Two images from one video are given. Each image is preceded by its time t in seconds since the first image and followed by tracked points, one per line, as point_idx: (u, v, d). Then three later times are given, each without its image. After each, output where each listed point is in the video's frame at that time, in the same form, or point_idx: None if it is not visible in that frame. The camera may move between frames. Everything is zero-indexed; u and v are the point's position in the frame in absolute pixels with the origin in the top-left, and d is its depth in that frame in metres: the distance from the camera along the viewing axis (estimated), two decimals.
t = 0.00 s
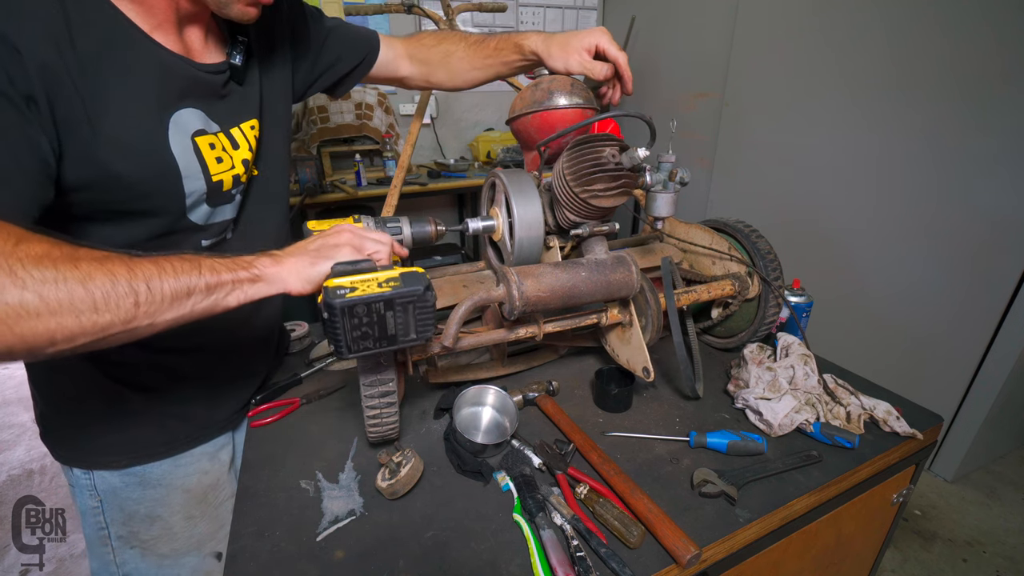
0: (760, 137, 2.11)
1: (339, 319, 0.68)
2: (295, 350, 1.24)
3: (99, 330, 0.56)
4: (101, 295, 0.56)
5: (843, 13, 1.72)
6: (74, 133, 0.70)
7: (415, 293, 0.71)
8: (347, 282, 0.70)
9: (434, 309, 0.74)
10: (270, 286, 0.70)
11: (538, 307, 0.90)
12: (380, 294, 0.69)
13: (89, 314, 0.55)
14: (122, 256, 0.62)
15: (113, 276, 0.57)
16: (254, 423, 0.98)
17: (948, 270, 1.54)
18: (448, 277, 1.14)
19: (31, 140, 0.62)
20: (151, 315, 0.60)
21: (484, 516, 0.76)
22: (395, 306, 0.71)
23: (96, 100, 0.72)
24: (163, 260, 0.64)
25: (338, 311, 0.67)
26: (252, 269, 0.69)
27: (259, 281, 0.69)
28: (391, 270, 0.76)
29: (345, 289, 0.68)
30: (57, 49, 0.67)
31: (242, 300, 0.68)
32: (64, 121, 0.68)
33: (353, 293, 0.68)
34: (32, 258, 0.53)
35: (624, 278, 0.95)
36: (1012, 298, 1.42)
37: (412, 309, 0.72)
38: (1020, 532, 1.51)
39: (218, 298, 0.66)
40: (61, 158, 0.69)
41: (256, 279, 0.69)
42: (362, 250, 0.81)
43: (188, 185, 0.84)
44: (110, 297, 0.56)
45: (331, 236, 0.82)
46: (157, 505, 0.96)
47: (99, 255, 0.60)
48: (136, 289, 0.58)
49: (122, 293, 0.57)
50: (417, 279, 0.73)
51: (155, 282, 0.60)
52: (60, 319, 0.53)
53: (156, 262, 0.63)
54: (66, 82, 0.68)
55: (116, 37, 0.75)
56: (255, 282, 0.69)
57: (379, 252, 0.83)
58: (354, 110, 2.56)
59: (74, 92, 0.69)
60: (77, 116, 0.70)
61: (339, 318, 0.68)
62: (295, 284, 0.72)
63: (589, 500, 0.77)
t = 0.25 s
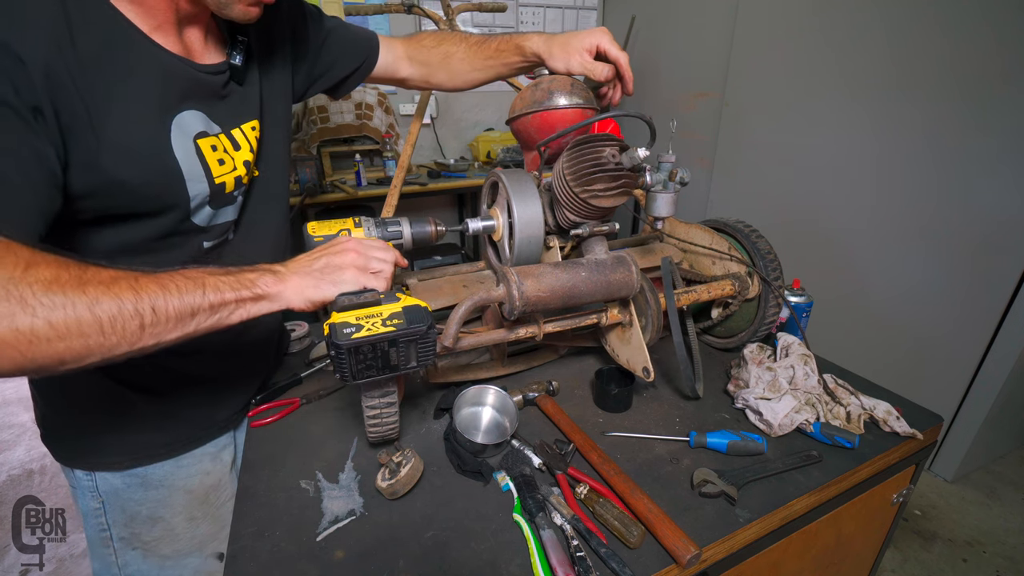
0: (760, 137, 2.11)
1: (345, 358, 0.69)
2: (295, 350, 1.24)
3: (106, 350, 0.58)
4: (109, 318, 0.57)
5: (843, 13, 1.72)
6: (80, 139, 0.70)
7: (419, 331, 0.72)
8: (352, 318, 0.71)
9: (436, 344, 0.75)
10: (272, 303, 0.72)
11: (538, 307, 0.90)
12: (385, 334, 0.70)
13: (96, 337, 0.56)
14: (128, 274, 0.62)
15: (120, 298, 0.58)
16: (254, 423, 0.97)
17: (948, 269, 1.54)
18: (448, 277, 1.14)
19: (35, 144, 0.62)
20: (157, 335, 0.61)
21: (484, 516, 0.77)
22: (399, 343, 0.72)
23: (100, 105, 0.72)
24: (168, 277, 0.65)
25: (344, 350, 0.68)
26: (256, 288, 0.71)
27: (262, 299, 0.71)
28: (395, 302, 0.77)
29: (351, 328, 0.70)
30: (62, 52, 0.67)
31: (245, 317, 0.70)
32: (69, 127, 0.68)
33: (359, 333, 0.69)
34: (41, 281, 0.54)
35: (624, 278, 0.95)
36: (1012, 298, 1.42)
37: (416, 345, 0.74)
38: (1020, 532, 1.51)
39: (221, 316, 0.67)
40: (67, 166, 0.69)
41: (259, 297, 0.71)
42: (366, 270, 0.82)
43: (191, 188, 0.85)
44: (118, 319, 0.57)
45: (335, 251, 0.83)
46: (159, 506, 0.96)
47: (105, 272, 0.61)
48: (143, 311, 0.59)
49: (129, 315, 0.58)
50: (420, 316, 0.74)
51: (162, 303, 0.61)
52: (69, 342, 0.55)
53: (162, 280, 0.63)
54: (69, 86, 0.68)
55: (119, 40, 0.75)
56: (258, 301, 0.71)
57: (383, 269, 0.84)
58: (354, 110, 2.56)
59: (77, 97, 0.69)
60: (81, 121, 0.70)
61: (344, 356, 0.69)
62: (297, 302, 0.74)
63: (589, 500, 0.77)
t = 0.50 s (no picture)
0: (760, 137, 2.11)
1: (347, 359, 0.69)
2: (295, 350, 1.24)
3: (112, 359, 0.58)
4: (115, 327, 0.57)
5: (843, 13, 1.72)
6: (77, 142, 0.70)
7: (419, 332, 0.72)
8: (354, 319, 0.71)
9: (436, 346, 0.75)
10: (276, 310, 0.72)
11: (538, 307, 0.90)
12: (385, 335, 0.70)
13: (102, 346, 0.56)
14: (133, 283, 0.63)
15: (126, 307, 0.58)
16: (254, 423, 0.97)
17: (949, 269, 1.54)
18: (448, 277, 1.14)
19: (33, 147, 0.62)
20: (163, 343, 0.62)
21: (484, 516, 0.77)
22: (400, 345, 0.72)
23: (97, 108, 0.72)
24: (173, 286, 0.65)
25: (345, 352, 0.68)
26: (260, 295, 0.71)
27: (267, 305, 0.71)
28: (396, 303, 0.77)
29: (352, 329, 0.70)
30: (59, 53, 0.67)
31: (249, 324, 0.70)
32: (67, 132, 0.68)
33: (360, 334, 0.69)
34: (47, 291, 0.54)
35: (624, 278, 0.95)
36: (1012, 298, 1.42)
37: (416, 346, 0.73)
38: (1020, 532, 1.51)
39: (226, 324, 0.68)
40: (66, 169, 0.69)
41: (263, 304, 0.71)
42: (368, 274, 0.82)
43: (190, 192, 0.85)
44: (124, 328, 0.58)
45: (337, 255, 0.83)
46: (161, 506, 0.96)
47: (110, 281, 0.61)
48: (148, 319, 0.60)
49: (135, 324, 0.58)
50: (421, 317, 0.74)
51: (167, 311, 0.61)
52: (76, 351, 0.55)
53: (166, 288, 0.64)
54: (68, 94, 0.68)
55: (117, 42, 0.75)
56: (262, 307, 0.71)
57: (385, 272, 0.84)
58: (354, 110, 2.56)
59: (76, 103, 0.69)
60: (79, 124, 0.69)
61: (346, 357, 0.69)
62: (300, 307, 0.74)
63: (589, 500, 0.77)
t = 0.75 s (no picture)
0: (760, 137, 2.11)
1: (347, 359, 0.69)
2: (295, 350, 1.24)
3: (125, 364, 0.58)
4: (127, 331, 0.57)
5: (843, 14, 1.72)
6: (73, 147, 0.70)
7: (421, 332, 0.72)
8: (355, 319, 0.71)
9: (437, 346, 0.74)
10: (284, 312, 0.73)
11: (538, 307, 0.90)
12: (386, 335, 0.70)
13: (116, 351, 0.56)
14: (142, 288, 0.63)
15: (137, 311, 0.58)
16: (254, 423, 0.97)
17: (948, 270, 1.54)
18: (449, 277, 1.14)
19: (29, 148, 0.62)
20: (174, 347, 0.61)
21: (484, 515, 0.77)
22: (400, 344, 0.71)
23: (95, 110, 0.72)
24: (181, 291, 0.65)
25: (346, 352, 0.68)
26: (268, 297, 0.71)
27: (275, 307, 0.72)
28: (397, 304, 0.77)
29: (353, 329, 0.70)
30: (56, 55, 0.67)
31: (258, 326, 0.70)
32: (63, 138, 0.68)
33: (360, 334, 0.69)
34: (59, 297, 0.54)
35: (624, 278, 0.95)
36: (1012, 298, 1.42)
37: (417, 347, 0.73)
38: (1020, 532, 1.51)
39: (236, 327, 0.68)
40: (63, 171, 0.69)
41: (271, 306, 0.71)
42: (373, 273, 0.83)
43: (188, 199, 0.85)
44: (136, 332, 0.57)
45: (340, 256, 0.83)
46: (162, 505, 0.96)
47: (119, 287, 0.61)
48: (160, 323, 0.60)
49: (147, 328, 0.58)
50: (421, 316, 0.74)
51: (178, 314, 0.61)
52: (90, 357, 0.54)
53: (175, 293, 0.64)
54: (64, 102, 0.68)
55: (116, 43, 0.75)
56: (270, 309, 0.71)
57: (388, 271, 0.85)
58: (354, 110, 2.56)
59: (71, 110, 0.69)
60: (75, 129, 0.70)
61: (347, 357, 0.69)
62: (307, 308, 0.75)
63: (589, 500, 0.77)
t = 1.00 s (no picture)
0: (760, 138, 2.11)
1: (349, 360, 0.69)
2: (295, 350, 1.24)
3: (130, 372, 0.57)
4: (131, 339, 0.57)
5: (843, 14, 1.72)
6: (74, 151, 0.70)
7: (423, 333, 0.72)
8: (355, 322, 0.71)
9: (439, 347, 0.74)
10: (287, 315, 0.73)
11: (538, 307, 0.90)
12: (388, 336, 0.70)
13: (120, 359, 0.56)
14: (144, 296, 0.63)
15: (141, 319, 0.58)
16: (254, 423, 0.98)
17: (948, 270, 1.54)
18: (448, 277, 1.14)
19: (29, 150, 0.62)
20: (178, 354, 0.61)
21: (484, 515, 0.77)
22: (402, 346, 0.71)
23: (96, 112, 0.72)
24: (183, 298, 0.65)
25: (348, 353, 0.68)
26: (270, 301, 0.71)
27: (277, 311, 0.71)
28: (397, 305, 0.77)
29: (355, 330, 0.70)
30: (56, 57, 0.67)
31: (261, 331, 0.70)
32: (63, 145, 0.68)
33: (363, 335, 0.69)
34: (62, 306, 0.54)
35: (624, 278, 0.95)
36: (1012, 299, 1.42)
37: (418, 348, 0.73)
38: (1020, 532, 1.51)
39: (239, 332, 0.68)
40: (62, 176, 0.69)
41: (274, 309, 0.71)
42: (373, 274, 0.82)
43: (189, 204, 0.85)
44: (140, 340, 0.57)
45: (340, 257, 0.83)
46: (162, 505, 0.96)
47: (121, 296, 0.61)
48: (163, 330, 0.60)
49: (150, 335, 0.58)
50: (422, 317, 0.74)
51: (181, 321, 0.61)
52: (94, 366, 0.54)
53: (177, 300, 0.64)
54: (63, 110, 0.68)
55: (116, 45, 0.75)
56: (273, 312, 0.71)
57: (387, 272, 0.85)
58: (354, 110, 2.56)
59: (71, 117, 0.69)
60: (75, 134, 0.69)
61: (348, 359, 0.69)
62: (309, 310, 0.75)
63: (589, 500, 0.77)
